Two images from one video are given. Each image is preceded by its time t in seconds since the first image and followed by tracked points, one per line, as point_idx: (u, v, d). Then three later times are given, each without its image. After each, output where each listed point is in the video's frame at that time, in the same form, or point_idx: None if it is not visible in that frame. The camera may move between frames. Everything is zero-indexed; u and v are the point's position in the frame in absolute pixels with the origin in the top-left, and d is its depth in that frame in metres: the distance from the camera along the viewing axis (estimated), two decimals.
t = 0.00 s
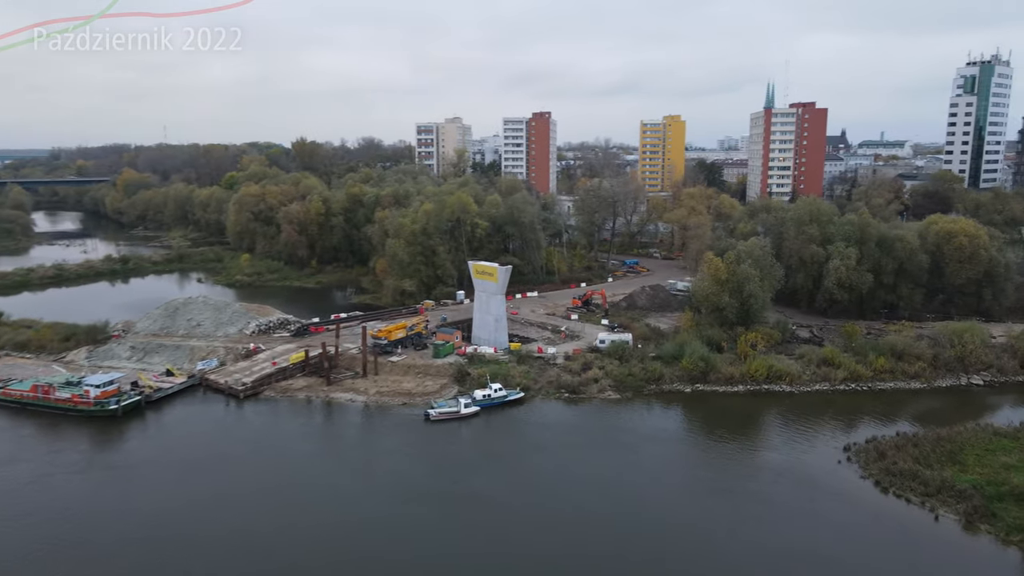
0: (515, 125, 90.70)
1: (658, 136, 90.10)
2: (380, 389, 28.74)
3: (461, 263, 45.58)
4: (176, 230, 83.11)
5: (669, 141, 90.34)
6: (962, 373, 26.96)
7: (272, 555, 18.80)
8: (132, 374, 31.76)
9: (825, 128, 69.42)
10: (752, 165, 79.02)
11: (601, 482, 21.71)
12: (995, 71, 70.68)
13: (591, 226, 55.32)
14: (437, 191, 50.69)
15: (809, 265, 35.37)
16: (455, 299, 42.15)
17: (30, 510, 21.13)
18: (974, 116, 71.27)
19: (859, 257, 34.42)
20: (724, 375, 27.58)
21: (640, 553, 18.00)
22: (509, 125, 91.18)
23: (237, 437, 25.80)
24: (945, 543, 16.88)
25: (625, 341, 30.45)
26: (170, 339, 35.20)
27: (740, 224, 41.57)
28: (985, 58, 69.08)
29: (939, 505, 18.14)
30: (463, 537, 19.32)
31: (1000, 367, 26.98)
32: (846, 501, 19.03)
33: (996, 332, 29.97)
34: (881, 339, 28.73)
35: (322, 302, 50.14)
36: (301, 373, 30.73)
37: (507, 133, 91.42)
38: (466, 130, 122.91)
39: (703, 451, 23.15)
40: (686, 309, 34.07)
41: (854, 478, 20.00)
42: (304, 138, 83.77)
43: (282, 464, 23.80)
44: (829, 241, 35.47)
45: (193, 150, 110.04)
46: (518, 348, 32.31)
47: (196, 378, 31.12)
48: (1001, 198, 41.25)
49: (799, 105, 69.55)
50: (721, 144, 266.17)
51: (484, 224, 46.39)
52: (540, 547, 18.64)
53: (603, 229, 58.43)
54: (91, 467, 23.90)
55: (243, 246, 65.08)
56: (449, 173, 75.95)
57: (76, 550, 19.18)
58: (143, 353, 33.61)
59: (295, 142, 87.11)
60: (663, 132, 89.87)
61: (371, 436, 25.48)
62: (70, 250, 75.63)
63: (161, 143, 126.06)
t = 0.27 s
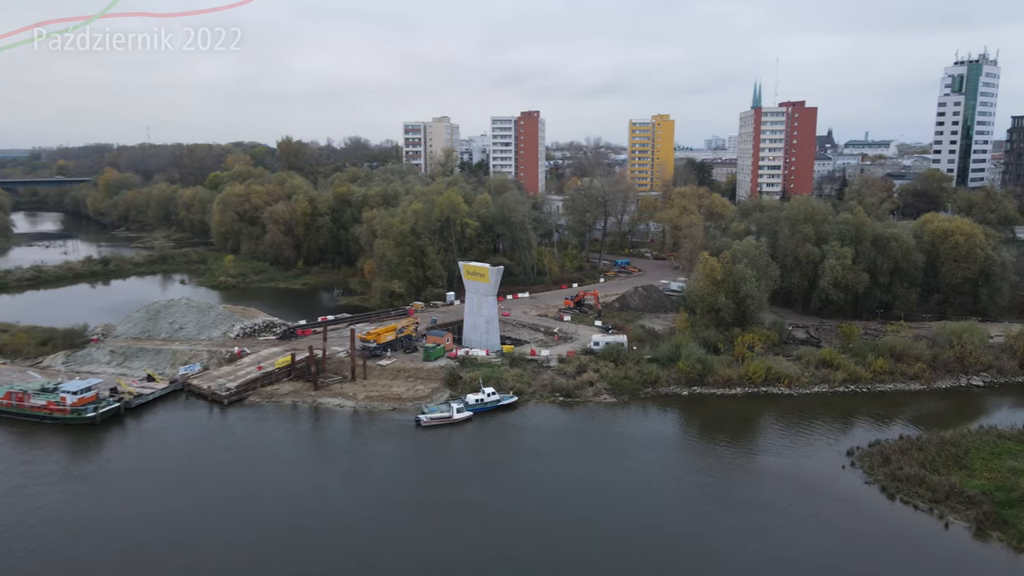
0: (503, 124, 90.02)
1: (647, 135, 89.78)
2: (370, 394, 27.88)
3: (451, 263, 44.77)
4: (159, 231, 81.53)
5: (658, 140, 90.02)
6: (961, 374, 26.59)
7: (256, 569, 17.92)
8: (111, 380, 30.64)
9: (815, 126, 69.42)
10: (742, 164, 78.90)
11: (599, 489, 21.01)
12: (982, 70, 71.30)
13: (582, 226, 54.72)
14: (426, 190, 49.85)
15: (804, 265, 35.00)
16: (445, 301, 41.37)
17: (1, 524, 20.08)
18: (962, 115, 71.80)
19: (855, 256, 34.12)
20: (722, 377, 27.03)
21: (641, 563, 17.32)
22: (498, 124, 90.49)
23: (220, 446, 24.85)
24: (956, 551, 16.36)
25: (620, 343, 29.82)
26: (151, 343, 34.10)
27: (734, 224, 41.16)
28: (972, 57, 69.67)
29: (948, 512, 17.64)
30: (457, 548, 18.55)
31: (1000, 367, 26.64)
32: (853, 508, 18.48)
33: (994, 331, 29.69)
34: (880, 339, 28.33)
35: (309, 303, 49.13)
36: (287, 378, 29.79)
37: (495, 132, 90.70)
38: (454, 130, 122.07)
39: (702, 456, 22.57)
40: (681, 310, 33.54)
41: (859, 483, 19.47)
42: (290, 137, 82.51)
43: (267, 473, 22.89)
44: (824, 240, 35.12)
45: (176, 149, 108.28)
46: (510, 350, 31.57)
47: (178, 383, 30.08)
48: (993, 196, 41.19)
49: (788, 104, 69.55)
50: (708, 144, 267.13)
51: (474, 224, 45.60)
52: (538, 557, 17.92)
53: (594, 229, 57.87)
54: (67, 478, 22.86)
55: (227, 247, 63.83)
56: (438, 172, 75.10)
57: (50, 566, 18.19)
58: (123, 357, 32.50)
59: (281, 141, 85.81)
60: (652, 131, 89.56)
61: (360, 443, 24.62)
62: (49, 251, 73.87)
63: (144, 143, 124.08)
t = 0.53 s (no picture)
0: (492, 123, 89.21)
1: (637, 134, 89.38)
2: (360, 399, 27.04)
3: (441, 264, 43.97)
4: (142, 232, 80.00)
5: (647, 139, 89.61)
6: (963, 375, 26.22)
7: None
8: (91, 386, 29.57)
9: (806, 125, 69.35)
10: (732, 163, 78.75)
11: (598, 496, 20.34)
12: (970, 69, 71.96)
13: (573, 226, 54.10)
14: (415, 189, 48.98)
15: (801, 264, 34.60)
16: (436, 302, 40.58)
17: None
18: (950, 115, 72.34)
19: (852, 255, 33.76)
20: (721, 379, 26.49)
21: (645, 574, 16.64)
22: (487, 123, 89.69)
23: (205, 454, 23.92)
24: (970, 560, 15.83)
25: (616, 345, 29.20)
26: (133, 347, 33.03)
27: (728, 223, 40.71)
28: (961, 56, 70.30)
29: (959, 519, 17.14)
30: (453, 559, 17.80)
31: (1002, 368, 26.28)
32: (861, 514, 17.94)
33: (993, 331, 29.39)
34: (879, 340, 27.91)
35: (296, 305, 48.15)
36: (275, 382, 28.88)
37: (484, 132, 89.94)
38: (442, 129, 121.17)
39: (704, 460, 21.97)
40: (677, 311, 32.98)
41: (866, 489, 18.96)
42: (276, 137, 81.20)
43: (253, 482, 22.02)
44: (821, 239, 34.73)
45: (159, 149, 106.47)
46: (504, 352, 30.86)
47: (161, 389, 29.07)
48: (987, 195, 41.09)
49: (779, 103, 69.44)
50: (696, 144, 267.95)
51: (465, 223, 44.78)
52: (537, 569, 17.21)
53: (586, 228, 57.30)
54: (43, 489, 21.85)
55: (212, 248, 62.59)
56: (427, 172, 74.22)
57: None
58: (104, 362, 31.43)
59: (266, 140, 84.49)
60: (642, 130, 89.17)
61: (351, 450, 23.79)
62: (29, 253, 72.20)
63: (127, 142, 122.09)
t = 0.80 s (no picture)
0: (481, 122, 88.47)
1: (627, 133, 89.03)
2: (351, 404, 26.20)
3: (432, 264, 43.21)
4: (125, 232, 78.48)
5: (638, 138, 89.24)
6: (965, 375, 25.89)
7: None
8: (71, 392, 28.51)
9: (797, 123, 69.17)
10: (723, 162, 78.58)
11: (600, 504, 19.65)
12: (960, 68, 72.51)
13: (566, 225, 53.53)
14: (406, 188, 48.14)
15: (798, 264, 34.19)
16: (428, 303, 39.84)
17: None
18: (940, 113, 72.95)
19: (850, 254, 33.43)
20: (721, 382, 25.95)
21: None
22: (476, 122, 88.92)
23: (190, 463, 22.99)
24: (987, 569, 15.32)
25: (614, 347, 28.56)
26: (115, 351, 31.97)
27: (724, 222, 40.26)
28: (951, 55, 70.88)
29: (974, 527, 16.63)
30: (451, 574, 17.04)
31: (1004, 369, 25.95)
32: (873, 521, 17.40)
33: (993, 331, 29.11)
34: (881, 341, 27.50)
35: (284, 307, 47.19)
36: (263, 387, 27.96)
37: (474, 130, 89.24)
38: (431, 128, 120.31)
39: (708, 465, 21.36)
40: (674, 311, 32.45)
41: (876, 494, 18.43)
42: (262, 135, 79.91)
43: (240, 493, 21.11)
44: (818, 239, 34.32)
45: (142, 148, 104.67)
46: (499, 354, 30.17)
47: (144, 394, 28.06)
48: (982, 193, 40.99)
49: (770, 101, 69.28)
50: (683, 143, 268.73)
51: (456, 223, 43.87)
52: None
53: (578, 228, 56.76)
54: (20, 502, 20.84)
55: (198, 249, 61.39)
56: (417, 171, 73.38)
57: None
58: (84, 367, 30.37)
59: (253, 139, 83.13)
60: (632, 129, 88.82)
61: (342, 458, 22.95)
62: (8, 254, 70.51)
63: (109, 142, 120.00)
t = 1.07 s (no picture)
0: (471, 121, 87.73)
1: (618, 132, 88.62)
2: (344, 409, 25.38)
3: (424, 265, 42.41)
4: (109, 232, 76.92)
5: (628, 137, 88.82)
6: (969, 376, 25.55)
7: None
8: (51, 398, 27.44)
9: (789, 122, 69.02)
10: (714, 161, 78.37)
11: (604, 512, 18.99)
12: (950, 67, 73.13)
13: (559, 225, 52.95)
14: (396, 187, 47.28)
15: (797, 263, 33.79)
16: (420, 304, 39.06)
17: None
18: (931, 113, 73.34)
19: (849, 253, 33.10)
20: (723, 384, 25.42)
21: None
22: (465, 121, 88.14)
23: (175, 472, 22.07)
24: None
25: (613, 348, 27.95)
26: (98, 355, 30.91)
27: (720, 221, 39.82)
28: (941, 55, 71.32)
29: (991, 534, 16.16)
30: None
31: (1008, 369, 25.64)
32: (886, 528, 16.89)
33: (995, 331, 28.83)
34: (883, 341, 27.10)
35: (273, 308, 46.21)
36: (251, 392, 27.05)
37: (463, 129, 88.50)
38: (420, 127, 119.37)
39: (713, 469, 20.78)
40: (673, 312, 31.92)
41: (888, 500, 17.93)
42: (249, 134, 78.57)
43: (228, 502, 20.24)
44: (817, 237, 33.94)
45: (126, 146, 102.91)
46: (494, 356, 29.46)
47: (128, 400, 27.05)
48: (978, 191, 40.87)
49: (762, 100, 69.07)
50: (671, 143, 269.39)
51: (448, 221, 42.96)
52: None
53: (571, 227, 56.21)
54: None
55: (183, 249, 60.15)
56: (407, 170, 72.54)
57: None
58: (65, 372, 29.31)
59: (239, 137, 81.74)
60: (622, 128, 88.41)
61: (335, 465, 22.14)
62: None
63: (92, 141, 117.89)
